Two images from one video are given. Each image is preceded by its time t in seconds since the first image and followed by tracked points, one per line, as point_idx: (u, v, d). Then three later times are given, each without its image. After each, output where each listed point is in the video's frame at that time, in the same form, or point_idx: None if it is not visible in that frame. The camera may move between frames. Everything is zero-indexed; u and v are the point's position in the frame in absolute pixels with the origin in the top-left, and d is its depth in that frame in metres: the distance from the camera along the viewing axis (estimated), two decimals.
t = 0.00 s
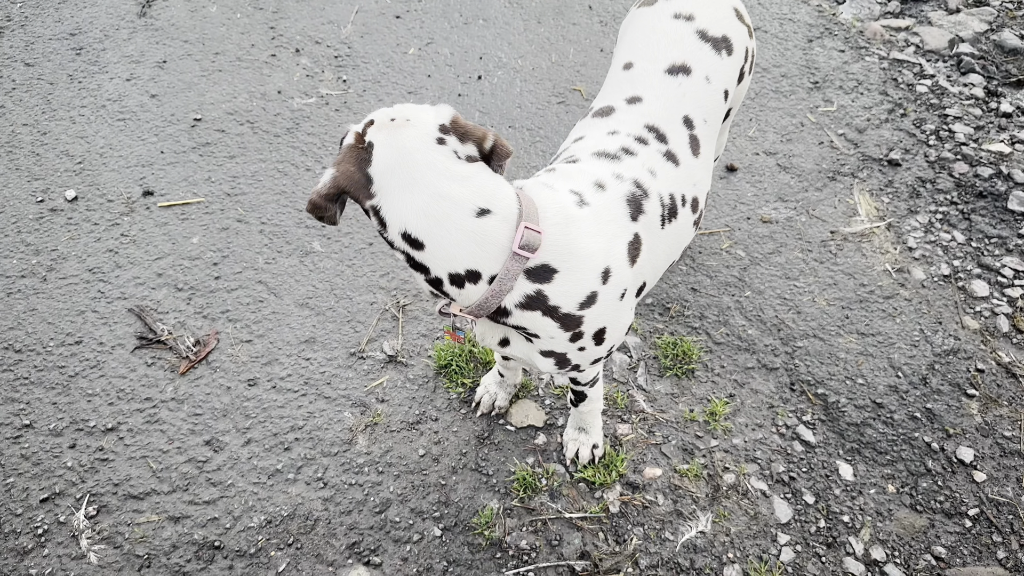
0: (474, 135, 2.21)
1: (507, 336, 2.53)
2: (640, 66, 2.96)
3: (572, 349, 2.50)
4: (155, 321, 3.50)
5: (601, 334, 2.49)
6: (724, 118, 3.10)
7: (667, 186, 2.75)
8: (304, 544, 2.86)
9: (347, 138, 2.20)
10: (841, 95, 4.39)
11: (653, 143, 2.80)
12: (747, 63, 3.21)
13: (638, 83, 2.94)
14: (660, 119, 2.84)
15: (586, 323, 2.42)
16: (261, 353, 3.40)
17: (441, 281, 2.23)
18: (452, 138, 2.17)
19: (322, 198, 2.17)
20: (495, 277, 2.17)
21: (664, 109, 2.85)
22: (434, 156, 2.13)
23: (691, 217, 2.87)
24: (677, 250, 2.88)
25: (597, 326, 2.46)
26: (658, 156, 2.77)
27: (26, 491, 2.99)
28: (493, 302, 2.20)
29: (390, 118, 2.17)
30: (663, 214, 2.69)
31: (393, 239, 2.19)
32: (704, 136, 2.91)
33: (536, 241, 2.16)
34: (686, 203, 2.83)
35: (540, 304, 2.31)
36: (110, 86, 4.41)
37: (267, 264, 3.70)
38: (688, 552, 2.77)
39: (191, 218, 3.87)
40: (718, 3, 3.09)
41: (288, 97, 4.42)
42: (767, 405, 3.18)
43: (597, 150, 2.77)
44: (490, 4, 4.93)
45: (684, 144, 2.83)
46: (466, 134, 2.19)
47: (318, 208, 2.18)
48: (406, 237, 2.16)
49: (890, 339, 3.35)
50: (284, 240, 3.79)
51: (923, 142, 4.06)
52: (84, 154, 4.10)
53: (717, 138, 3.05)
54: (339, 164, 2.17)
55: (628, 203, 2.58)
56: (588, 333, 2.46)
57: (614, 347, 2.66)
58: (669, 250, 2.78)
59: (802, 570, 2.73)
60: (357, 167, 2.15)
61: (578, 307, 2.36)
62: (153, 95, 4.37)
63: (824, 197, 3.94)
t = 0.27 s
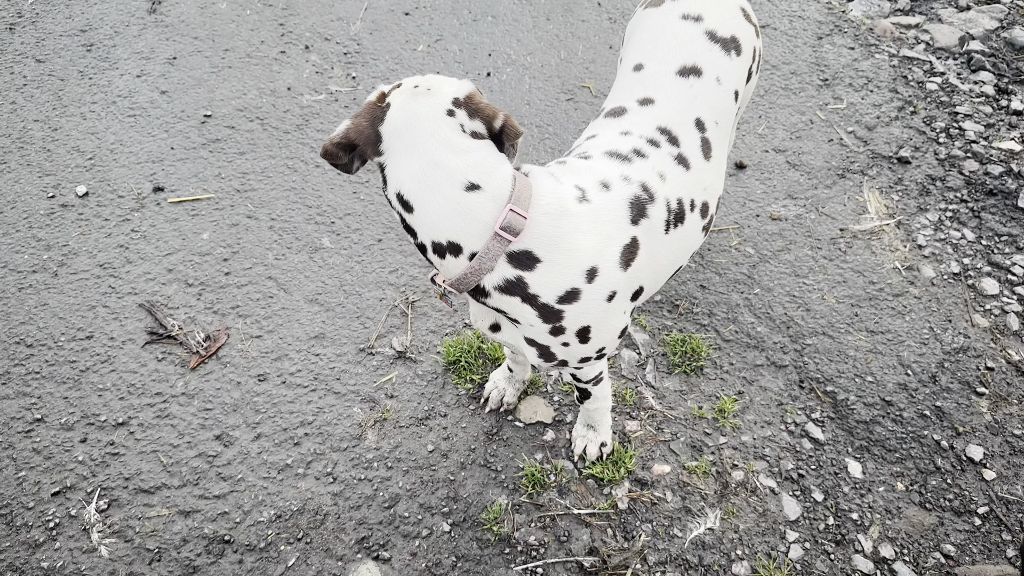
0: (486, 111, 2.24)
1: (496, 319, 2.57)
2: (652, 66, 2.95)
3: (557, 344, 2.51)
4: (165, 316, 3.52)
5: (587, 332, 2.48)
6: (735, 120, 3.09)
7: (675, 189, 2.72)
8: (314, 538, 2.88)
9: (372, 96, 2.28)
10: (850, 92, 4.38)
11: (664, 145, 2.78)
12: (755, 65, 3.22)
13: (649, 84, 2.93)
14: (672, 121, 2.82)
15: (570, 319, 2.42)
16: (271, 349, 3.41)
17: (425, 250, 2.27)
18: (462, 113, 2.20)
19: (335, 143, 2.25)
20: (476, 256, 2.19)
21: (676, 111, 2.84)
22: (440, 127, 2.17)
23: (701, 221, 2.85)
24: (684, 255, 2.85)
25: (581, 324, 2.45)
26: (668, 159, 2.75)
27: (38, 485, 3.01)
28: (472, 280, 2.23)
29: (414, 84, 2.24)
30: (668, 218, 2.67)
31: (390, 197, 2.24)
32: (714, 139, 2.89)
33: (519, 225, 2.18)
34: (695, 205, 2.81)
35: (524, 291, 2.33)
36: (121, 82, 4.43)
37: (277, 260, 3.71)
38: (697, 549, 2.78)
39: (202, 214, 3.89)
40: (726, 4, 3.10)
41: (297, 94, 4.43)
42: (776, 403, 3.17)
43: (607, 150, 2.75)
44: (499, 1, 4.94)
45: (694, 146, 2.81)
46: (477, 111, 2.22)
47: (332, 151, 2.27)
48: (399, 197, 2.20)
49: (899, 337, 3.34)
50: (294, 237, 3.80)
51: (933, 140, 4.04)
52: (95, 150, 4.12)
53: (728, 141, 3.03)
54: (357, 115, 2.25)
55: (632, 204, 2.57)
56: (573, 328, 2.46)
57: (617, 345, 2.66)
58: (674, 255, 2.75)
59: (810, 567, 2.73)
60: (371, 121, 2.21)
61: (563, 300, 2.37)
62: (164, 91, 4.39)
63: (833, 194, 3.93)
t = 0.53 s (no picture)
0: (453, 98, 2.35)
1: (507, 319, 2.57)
2: (663, 62, 2.96)
3: (570, 339, 2.51)
4: (173, 314, 3.52)
5: (598, 327, 2.49)
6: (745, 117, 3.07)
7: (684, 184, 2.72)
8: (322, 536, 2.88)
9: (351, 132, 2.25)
10: (857, 90, 4.37)
11: (673, 141, 2.78)
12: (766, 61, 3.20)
13: (659, 80, 2.93)
14: (681, 117, 2.82)
15: (582, 314, 2.43)
16: (278, 347, 3.42)
17: (445, 259, 2.29)
18: (450, 110, 2.29)
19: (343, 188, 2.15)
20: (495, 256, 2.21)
21: (685, 107, 2.84)
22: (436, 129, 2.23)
23: (711, 216, 2.84)
24: (692, 250, 2.84)
25: (593, 318, 2.46)
26: (676, 154, 2.74)
27: (46, 483, 3.03)
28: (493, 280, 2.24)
29: (386, 105, 2.28)
30: (676, 212, 2.65)
31: (406, 213, 2.24)
32: (724, 135, 2.88)
33: (534, 220, 2.19)
34: (705, 201, 2.79)
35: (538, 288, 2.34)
36: (127, 81, 4.44)
37: (284, 259, 3.72)
38: (704, 548, 2.78)
39: (208, 212, 3.90)
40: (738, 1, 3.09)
41: (304, 92, 4.43)
42: (783, 401, 3.17)
43: (615, 145, 2.76)
44: None
45: (703, 142, 2.80)
46: (461, 104, 2.31)
47: (344, 199, 2.15)
48: (418, 210, 2.21)
49: (907, 335, 3.33)
50: (301, 235, 3.81)
51: (940, 138, 4.03)
52: (102, 149, 4.13)
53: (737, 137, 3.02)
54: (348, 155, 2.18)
55: (639, 199, 2.56)
56: (586, 324, 2.46)
57: (626, 340, 2.66)
58: (682, 250, 2.74)
59: (818, 566, 2.73)
60: (368, 145, 2.19)
61: (575, 296, 2.38)
62: (170, 90, 4.39)
63: (840, 193, 3.92)
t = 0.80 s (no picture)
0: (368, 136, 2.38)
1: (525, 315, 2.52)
2: (668, 47, 2.96)
3: (582, 321, 2.49)
4: (176, 313, 3.53)
5: (609, 304, 2.48)
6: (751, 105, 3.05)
7: (676, 163, 2.71)
8: (326, 534, 2.89)
9: (425, 175, 2.02)
10: (859, 87, 4.37)
11: (669, 121, 2.77)
12: (781, 54, 3.17)
13: (662, 64, 2.94)
14: (678, 98, 2.81)
15: (595, 289, 2.42)
16: (282, 346, 3.43)
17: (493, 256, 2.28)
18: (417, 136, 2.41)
19: (483, 197, 2.01)
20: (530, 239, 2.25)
21: (684, 88, 2.83)
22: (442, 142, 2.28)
23: (705, 198, 2.83)
24: (686, 231, 2.82)
25: (605, 295, 2.46)
26: (669, 133, 2.74)
27: (51, 482, 3.03)
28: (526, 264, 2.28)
29: (393, 147, 2.16)
30: (668, 190, 2.65)
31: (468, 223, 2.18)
32: (724, 118, 2.86)
33: (551, 193, 2.30)
34: (698, 181, 2.78)
35: (557, 266, 2.35)
36: (129, 81, 4.45)
37: (287, 258, 3.72)
38: (708, 545, 2.77)
39: (211, 211, 3.90)
40: None
41: (306, 91, 4.44)
42: (786, 399, 3.17)
43: (608, 124, 2.77)
44: None
45: (699, 123, 2.79)
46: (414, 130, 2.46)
47: (493, 206, 2.03)
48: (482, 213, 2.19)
49: (910, 332, 3.33)
50: (304, 234, 3.81)
51: (942, 135, 4.03)
52: (105, 148, 4.14)
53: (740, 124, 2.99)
54: (444, 185, 2.00)
55: (629, 175, 2.57)
56: (600, 303, 2.45)
57: (628, 321, 2.64)
58: (675, 229, 2.72)
59: (822, 563, 2.72)
60: (456, 165, 2.07)
61: (587, 270, 2.39)
62: (172, 90, 4.40)
63: (842, 190, 3.92)
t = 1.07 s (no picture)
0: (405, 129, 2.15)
1: (550, 306, 2.42)
2: (653, 38, 2.96)
3: (598, 299, 2.46)
4: (174, 312, 3.53)
5: (620, 278, 2.49)
6: (738, 98, 3.01)
7: (654, 147, 2.67)
8: (325, 532, 2.88)
9: (532, 130, 2.00)
10: (856, 83, 4.37)
11: (646, 107, 2.75)
12: (775, 51, 3.13)
13: (646, 54, 2.93)
14: (656, 85, 2.79)
15: (610, 261, 2.44)
16: (280, 345, 3.42)
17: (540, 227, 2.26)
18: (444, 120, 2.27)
19: (577, 148, 2.12)
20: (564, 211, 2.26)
21: (663, 76, 2.81)
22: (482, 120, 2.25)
23: (684, 183, 2.77)
24: (666, 218, 2.77)
25: (617, 268, 2.47)
26: (647, 118, 2.71)
27: (50, 481, 3.03)
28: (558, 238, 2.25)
29: (478, 116, 2.05)
30: (645, 172, 2.62)
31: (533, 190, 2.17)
32: (705, 107, 2.82)
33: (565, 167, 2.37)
34: (676, 164, 2.73)
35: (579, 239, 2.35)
36: (126, 80, 4.44)
37: (285, 256, 3.72)
38: (707, 540, 2.77)
39: (209, 211, 3.90)
40: None
41: (303, 90, 4.43)
42: (784, 394, 3.18)
43: (586, 111, 2.76)
44: None
45: (677, 109, 2.76)
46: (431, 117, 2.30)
47: (585, 156, 2.14)
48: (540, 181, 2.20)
49: (907, 327, 3.33)
50: (301, 232, 3.81)
51: (939, 130, 4.04)
52: (102, 148, 4.13)
53: (724, 115, 2.95)
54: (549, 137, 2.03)
55: (605, 155, 2.55)
56: (615, 278, 2.46)
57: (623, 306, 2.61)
58: (655, 214, 2.67)
59: (821, 558, 2.71)
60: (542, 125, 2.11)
61: (601, 240, 2.41)
62: (169, 89, 4.39)
63: (839, 186, 3.92)
